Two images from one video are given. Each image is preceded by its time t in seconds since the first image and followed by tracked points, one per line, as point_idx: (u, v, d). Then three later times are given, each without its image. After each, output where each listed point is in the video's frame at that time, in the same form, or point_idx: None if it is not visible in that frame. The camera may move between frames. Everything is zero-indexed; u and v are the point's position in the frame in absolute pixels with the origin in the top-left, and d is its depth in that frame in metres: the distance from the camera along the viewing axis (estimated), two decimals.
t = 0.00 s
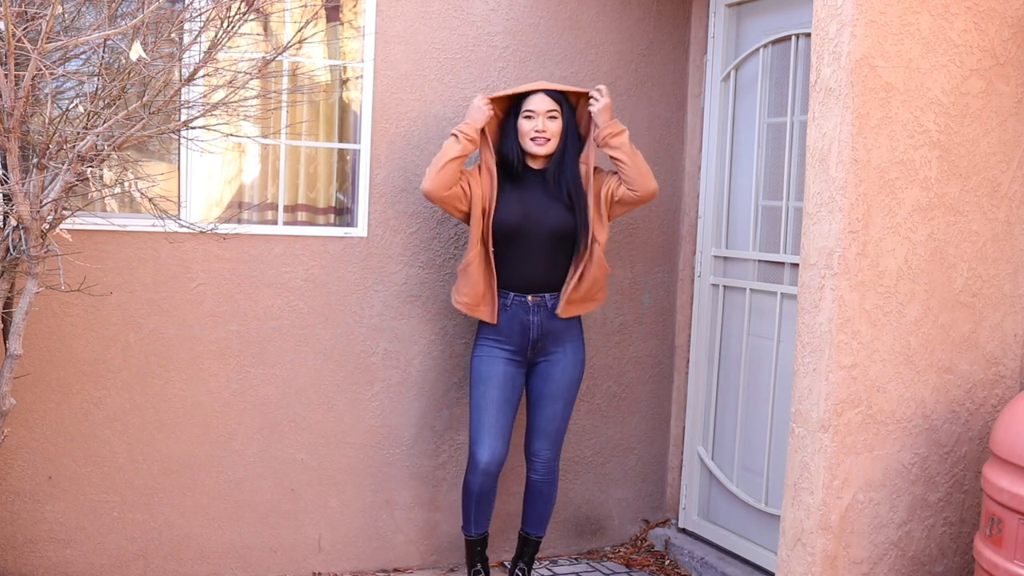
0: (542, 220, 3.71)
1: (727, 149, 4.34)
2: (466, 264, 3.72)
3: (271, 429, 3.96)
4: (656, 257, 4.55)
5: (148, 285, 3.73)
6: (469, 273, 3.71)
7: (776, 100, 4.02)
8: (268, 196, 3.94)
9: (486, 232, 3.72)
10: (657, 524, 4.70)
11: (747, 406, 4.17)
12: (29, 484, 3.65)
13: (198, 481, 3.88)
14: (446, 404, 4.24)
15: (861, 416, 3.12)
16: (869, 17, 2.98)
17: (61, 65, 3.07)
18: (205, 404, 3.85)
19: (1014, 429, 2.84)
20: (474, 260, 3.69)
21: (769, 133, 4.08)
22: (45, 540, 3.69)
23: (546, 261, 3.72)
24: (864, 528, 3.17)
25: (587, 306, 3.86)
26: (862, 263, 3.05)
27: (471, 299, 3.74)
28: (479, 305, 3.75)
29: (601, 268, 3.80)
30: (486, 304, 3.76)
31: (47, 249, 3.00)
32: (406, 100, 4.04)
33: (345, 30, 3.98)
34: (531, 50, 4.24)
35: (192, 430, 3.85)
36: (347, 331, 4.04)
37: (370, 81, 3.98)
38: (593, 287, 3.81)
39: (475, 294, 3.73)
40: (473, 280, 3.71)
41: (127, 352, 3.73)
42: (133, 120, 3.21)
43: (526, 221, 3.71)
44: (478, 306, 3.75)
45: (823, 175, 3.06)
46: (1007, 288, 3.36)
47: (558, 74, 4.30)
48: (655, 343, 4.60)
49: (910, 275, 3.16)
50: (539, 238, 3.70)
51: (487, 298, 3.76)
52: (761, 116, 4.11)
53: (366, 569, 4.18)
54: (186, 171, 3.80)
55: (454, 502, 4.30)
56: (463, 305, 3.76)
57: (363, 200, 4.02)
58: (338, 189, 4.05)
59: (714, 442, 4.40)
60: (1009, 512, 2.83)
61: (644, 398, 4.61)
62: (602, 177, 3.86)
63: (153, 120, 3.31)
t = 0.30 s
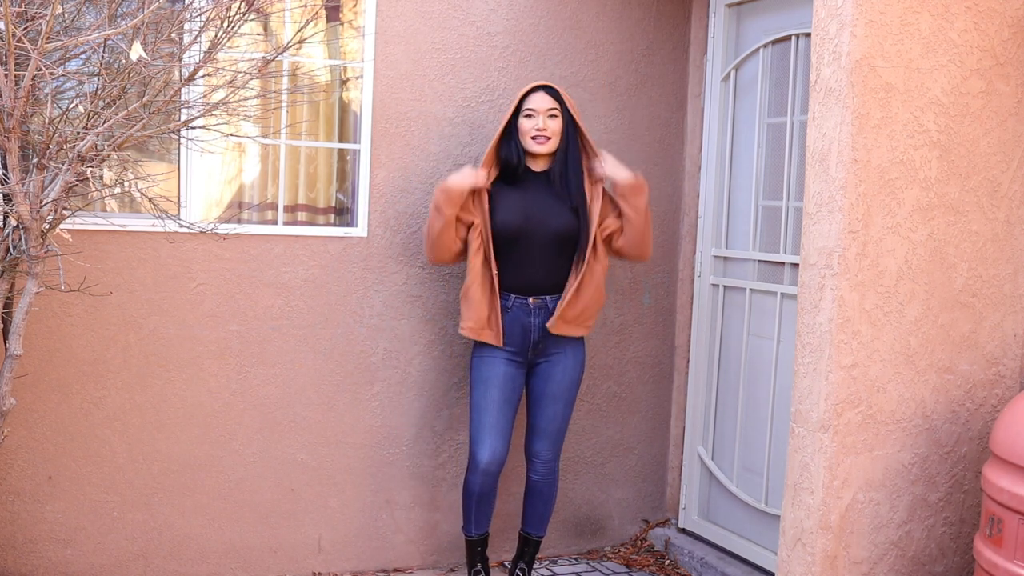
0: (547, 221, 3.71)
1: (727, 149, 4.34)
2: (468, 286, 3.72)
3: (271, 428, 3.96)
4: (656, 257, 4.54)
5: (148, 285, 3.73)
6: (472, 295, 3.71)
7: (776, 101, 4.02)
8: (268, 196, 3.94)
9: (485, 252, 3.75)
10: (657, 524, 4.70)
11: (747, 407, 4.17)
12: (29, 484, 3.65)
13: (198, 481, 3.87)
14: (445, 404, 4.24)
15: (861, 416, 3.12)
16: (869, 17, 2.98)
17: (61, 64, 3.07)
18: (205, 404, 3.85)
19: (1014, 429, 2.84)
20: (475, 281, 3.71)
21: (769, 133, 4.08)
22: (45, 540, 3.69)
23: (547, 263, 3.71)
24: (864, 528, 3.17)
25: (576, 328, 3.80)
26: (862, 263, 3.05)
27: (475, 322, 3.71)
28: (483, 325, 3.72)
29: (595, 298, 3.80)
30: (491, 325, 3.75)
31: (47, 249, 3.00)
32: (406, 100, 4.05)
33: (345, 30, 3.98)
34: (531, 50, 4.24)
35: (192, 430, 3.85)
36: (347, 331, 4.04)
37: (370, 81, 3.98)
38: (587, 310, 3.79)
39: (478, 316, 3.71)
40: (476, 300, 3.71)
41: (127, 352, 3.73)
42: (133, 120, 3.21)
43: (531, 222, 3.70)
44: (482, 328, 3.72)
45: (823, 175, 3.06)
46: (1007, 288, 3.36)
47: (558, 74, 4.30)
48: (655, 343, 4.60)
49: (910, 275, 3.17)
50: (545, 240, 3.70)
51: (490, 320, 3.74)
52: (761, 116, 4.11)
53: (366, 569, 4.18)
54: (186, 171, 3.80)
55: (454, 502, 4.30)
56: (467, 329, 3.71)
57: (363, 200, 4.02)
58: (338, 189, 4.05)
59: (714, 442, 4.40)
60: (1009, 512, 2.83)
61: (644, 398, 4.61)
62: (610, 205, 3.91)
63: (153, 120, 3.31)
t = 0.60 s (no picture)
0: (548, 222, 3.70)
1: (727, 149, 4.34)
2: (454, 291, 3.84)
3: (271, 428, 3.96)
4: (656, 257, 4.54)
5: (148, 285, 3.73)
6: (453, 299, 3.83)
7: (776, 101, 4.02)
8: (268, 196, 3.94)
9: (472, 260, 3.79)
10: (657, 524, 4.70)
11: (747, 407, 4.17)
12: (29, 484, 3.65)
13: (198, 481, 3.87)
14: (445, 404, 4.24)
15: (861, 416, 3.12)
16: (869, 16, 2.98)
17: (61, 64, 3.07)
18: (205, 404, 3.85)
19: (1014, 429, 2.84)
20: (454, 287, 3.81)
21: (769, 133, 4.08)
22: (45, 540, 3.69)
23: (547, 264, 3.70)
24: (864, 528, 3.17)
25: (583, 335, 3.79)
26: (862, 263, 3.05)
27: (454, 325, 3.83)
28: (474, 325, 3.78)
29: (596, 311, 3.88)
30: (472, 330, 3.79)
31: (47, 249, 3.00)
32: (406, 100, 4.05)
33: (345, 30, 3.98)
34: (531, 50, 4.24)
35: (192, 430, 3.85)
36: (347, 331, 4.04)
37: (370, 81, 3.98)
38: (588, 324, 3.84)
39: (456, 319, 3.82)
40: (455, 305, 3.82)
41: (127, 352, 3.73)
42: (133, 120, 3.21)
43: (531, 223, 3.69)
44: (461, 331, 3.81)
45: (823, 175, 3.06)
46: (1007, 288, 3.36)
47: (558, 74, 4.30)
48: (656, 343, 4.60)
49: (910, 275, 3.16)
50: (545, 242, 3.68)
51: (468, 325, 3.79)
52: (761, 116, 4.11)
53: (366, 569, 4.18)
54: (186, 171, 3.80)
55: (454, 502, 4.30)
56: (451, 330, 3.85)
57: (363, 200, 4.02)
58: (338, 189, 4.05)
59: (714, 442, 4.39)
60: (1009, 512, 2.83)
61: (644, 398, 4.61)
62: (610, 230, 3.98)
63: (153, 120, 3.31)
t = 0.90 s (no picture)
0: (547, 223, 3.69)
1: (727, 149, 4.34)
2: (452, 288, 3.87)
3: (271, 428, 3.96)
4: (656, 257, 4.54)
5: (148, 285, 3.73)
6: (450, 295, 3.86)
7: (776, 100, 4.02)
8: (268, 196, 3.94)
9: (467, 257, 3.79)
10: (657, 524, 4.70)
11: (747, 407, 4.17)
12: (29, 484, 3.65)
13: (198, 481, 3.87)
14: (445, 404, 4.24)
15: (861, 416, 3.12)
16: (869, 16, 2.98)
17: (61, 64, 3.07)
18: (205, 404, 3.85)
19: (1013, 429, 2.84)
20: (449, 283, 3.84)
21: (769, 133, 4.08)
22: (45, 540, 3.69)
23: (546, 265, 3.70)
24: (864, 528, 3.17)
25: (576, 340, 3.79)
26: (862, 263, 3.05)
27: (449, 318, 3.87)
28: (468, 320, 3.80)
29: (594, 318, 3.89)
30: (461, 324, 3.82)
31: (47, 249, 3.00)
32: (406, 100, 4.05)
33: (345, 30, 3.98)
34: (531, 50, 4.24)
35: (192, 430, 3.85)
36: (347, 331, 4.04)
37: (370, 81, 3.98)
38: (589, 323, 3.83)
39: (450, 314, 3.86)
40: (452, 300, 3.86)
41: (127, 353, 3.73)
42: (133, 120, 3.21)
43: (530, 223, 3.68)
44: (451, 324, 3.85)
45: (823, 175, 3.06)
46: (1007, 288, 3.35)
47: (558, 74, 4.30)
48: (655, 343, 4.60)
49: (910, 275, 3.16)
50: (544, 242, 3.68)
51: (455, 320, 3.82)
52: (761, 116, 4.11)
53: (366, 569, 4.18)
54: (186, 171, 3.80)
55: (454, 502, 4.30)
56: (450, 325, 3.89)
57: (363, 200, 4.02)
58: (338, 189, 4.05)
59: (714, 442, 4.39)
60: (1009, 512, 2.83)
61: (644, 398, 4.61)
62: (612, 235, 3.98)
63: (153, 120, 3.31)
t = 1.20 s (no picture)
0: (547, 227, 3.67)
1: (727, 149, 4.34)
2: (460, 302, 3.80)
3: (271, 428, 3.96)
4: (656, 257, 4.54)
5: (148, 285, 3.73)
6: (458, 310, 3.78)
7: (776, 101, 4.02)
8: (268, 196, 3.94)
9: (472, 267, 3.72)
10: (657, 524, 4.70)
11: (747, 407, 4.17)
12: (29, 484, 3.65)
13: (198, 481, 3.88)
14: (445, 404, 4.25)
15: (861, 416, 3.12)
16: (868, 16, 2.98)
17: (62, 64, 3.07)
18: (205, 404, 3.85)
19: (1013, 429, 2.84)
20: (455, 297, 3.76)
21: (769, 133, 4.08)
22: (45, 540, 3.69)
23: (546, 269, 3.68)
24: (863, 528, 3.17)
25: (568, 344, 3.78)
26: (862, 263, 3.05)
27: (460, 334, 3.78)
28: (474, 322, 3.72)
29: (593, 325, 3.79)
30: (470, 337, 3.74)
31: (47, 249, 3.00)
32: (406, 100, 4.05)
33: (345, 30, 3.98)
34: (531, 50, 4.24)
35: (192, 430, 3.85)
36: (347, 331, 4.04)
37: (370, 81, 3.98)
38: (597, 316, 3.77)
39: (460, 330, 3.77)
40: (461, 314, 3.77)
41: (127, 353, 3.73)
42: (133, 120, 3.21)
43: (530, 227, 3.66)
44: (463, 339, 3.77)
45: (823, 175, 3.06)
46: (1007, 288, 3.35)
47: (558, 74, 4.30)
48: (655, 343, 4.60)
49: (910, 275, 3.16)
50: (544, 245, 3.66)
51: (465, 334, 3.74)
52: (761, 116, 4.11)
53: (366, 569, 4.18)
54: (186, 170, 3.80)
55: (454, 502, 4.30)
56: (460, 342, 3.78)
57: (363, 201, 4.02)
58: (338, 189, 4.05)
59: (714, 442, 4.39)
60: (1009, 512, 2.83)
61: (644, 398, 4.61)
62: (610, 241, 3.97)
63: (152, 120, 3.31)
